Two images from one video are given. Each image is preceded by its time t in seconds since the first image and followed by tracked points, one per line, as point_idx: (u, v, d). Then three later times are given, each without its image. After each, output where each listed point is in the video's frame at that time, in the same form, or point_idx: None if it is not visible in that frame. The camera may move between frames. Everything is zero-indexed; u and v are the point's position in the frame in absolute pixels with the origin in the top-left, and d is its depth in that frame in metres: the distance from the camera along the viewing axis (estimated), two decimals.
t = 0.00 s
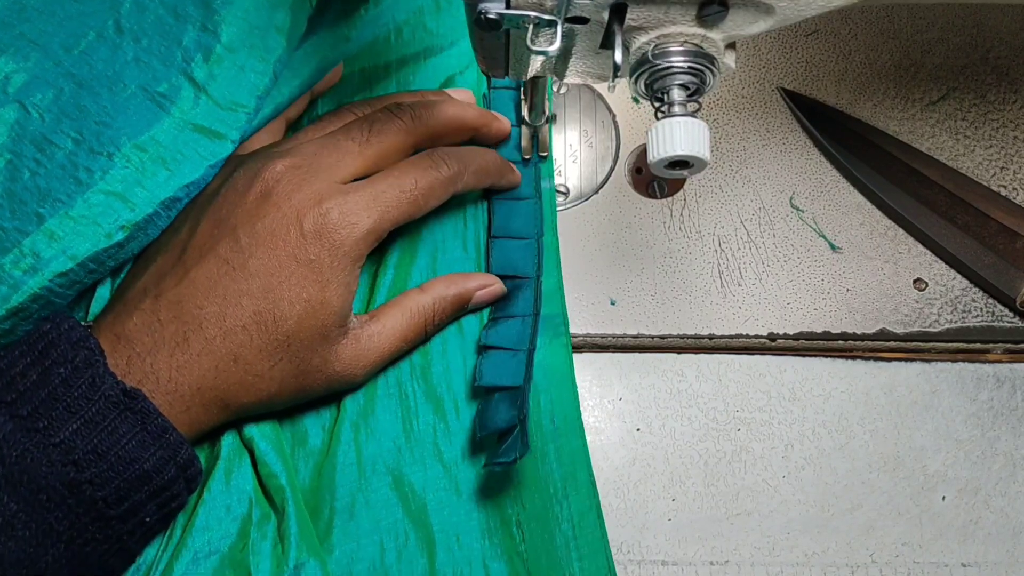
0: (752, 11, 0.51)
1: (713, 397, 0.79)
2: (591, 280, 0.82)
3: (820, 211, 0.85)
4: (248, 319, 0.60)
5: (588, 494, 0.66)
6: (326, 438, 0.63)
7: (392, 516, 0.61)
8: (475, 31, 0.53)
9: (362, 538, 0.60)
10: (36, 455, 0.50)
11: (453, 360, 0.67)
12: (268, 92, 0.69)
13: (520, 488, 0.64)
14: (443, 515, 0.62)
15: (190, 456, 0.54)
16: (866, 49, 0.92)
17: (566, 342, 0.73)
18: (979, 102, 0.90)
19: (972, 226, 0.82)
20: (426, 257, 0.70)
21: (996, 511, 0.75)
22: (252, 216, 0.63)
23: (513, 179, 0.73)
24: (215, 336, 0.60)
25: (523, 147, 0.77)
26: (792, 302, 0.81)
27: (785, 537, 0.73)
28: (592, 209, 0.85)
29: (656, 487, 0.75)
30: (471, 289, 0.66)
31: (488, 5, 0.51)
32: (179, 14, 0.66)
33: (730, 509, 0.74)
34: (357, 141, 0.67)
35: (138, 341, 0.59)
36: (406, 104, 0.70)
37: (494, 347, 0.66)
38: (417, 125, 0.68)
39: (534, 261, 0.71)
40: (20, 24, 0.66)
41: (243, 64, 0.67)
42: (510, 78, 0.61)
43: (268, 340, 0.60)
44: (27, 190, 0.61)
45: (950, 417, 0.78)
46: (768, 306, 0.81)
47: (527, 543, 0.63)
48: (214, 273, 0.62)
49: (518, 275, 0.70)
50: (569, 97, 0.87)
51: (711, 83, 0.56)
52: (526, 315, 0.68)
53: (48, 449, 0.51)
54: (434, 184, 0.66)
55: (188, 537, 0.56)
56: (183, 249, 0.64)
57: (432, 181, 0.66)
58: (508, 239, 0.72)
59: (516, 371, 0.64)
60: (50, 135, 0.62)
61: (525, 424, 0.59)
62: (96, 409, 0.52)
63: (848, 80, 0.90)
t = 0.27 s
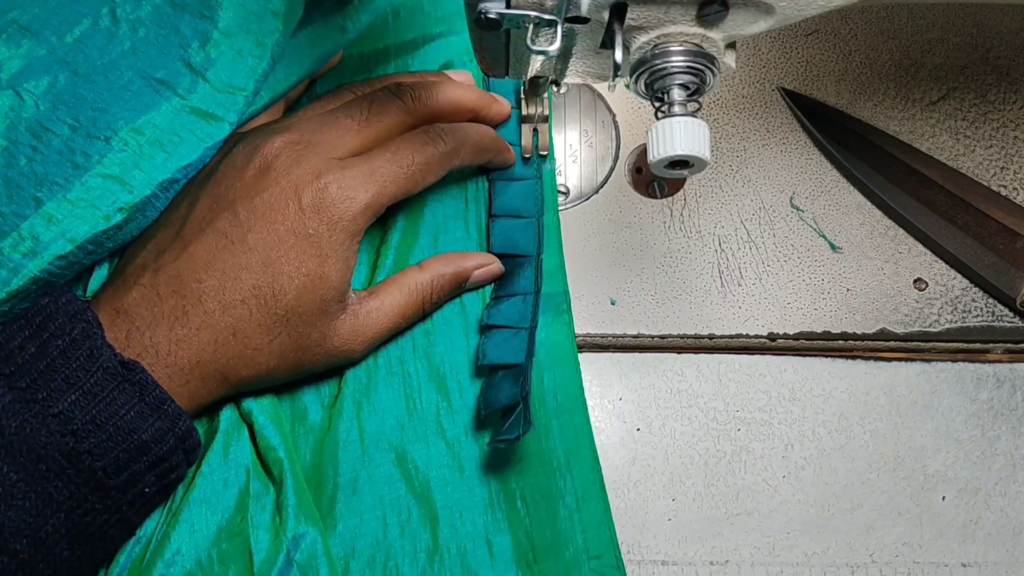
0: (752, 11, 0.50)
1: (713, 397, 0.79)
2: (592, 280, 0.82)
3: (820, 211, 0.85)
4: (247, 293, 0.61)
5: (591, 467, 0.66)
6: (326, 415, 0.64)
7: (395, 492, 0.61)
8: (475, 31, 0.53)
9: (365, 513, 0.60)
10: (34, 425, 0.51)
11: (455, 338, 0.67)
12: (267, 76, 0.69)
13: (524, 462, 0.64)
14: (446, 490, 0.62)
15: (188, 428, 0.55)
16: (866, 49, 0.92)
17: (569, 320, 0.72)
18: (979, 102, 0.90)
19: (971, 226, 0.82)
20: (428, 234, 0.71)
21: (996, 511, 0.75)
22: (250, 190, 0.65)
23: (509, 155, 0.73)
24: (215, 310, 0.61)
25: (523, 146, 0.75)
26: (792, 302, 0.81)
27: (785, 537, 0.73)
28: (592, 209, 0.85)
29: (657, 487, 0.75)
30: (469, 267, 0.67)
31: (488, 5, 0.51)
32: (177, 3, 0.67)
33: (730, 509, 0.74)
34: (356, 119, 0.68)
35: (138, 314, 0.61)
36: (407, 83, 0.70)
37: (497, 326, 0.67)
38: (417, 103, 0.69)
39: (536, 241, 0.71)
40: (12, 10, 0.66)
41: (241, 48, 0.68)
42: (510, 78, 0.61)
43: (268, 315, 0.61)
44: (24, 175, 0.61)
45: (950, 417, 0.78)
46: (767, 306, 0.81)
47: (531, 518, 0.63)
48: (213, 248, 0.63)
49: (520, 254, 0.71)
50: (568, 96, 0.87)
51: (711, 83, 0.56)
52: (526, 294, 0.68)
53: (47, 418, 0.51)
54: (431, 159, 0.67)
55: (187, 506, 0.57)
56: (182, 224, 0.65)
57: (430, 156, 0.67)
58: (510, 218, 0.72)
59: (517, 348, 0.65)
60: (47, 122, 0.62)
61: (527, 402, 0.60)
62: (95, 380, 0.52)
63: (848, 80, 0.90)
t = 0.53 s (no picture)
0: (753, 12, 0.50)
1: (713, 398, 0.79)
2: (592, 280, 0.82)
3: (820, 211, 0.85)
4: (248, 272, 0.62)
5: (592, 441, 0.65)
6: (326, 398, 0.65)
7: (396, 473, 0.63)
8: (475, 31, 0.53)
9: (365, 495, 0.62)
10: (35, 405, 0.52)
11: (458, 317, 0.68)
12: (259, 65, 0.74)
13: (526, 436, 0.65)
14: (446, 470, 0.63)
15: (187, 409, 0.57)
16: (866, 49, 0.92)
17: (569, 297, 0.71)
18: (979, 102, 0.90)
19: (971, 226, 0.82)
20: (430, 218, 0.73)
21: (996, 511, 0.75)
22: (250, 171, 0.66)
23: (511, 134, 0.73)
24: (215, 290, 0.62)
25: (523, 148, 0.74)
26: (792, 302, 0.81)
27: (785, 537, 0.73)
28: (592, 209, 0.85)
29: (657, 487, 0.75)
30: (468, 249, 0.67)
31: (488, 5, 0.51)
32: None
33: (730, 509, 0.74)
34: (355, 103, 0.70)
35: (139, 294, 0.62)
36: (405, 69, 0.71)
37: (504, 301, 0.66)
38: (416, 88, 0.70)
39: (536, 215, 0.71)
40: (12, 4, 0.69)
41: (237, 35, 0.73)
42: (511, 78, 0.61)
43: (267, 295, 0.62)
44: (23, 165, 0.64)
45: (950, 417, 0.78)
46: (767, 305, 0.81)
47: (532, 492, 0.63)
48: (212, 228, 0.64)
49: (520, 230, 0.71)
50: (569, 97, 0.87)
51: (711, 83, 0.56)
52: (530, 269, 0.68)
53: (47, 399, 0.53)
54: (429, 142, 0.68)
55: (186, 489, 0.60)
56: (182, 207, 0.65)
57: (428, 138, 0.68)
58: (509, 192, 0.72)
59: (523, 322, 0.65)
60: (46, 113, 0.65)
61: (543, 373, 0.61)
62: (94, 360, 0.54)
63: (848, 80, 0.90)
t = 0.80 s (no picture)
0: (753, 11, 0.50)
1: (714, 397, 0.79)
2: (592, 280, 0.82)
3: (820, 211, 0.85)
4: (245, 285, 0.62)
5: (587, 457, 0.66)
6: (325, 405, 0.65)
7: (396, 482, 0.63)
8: (475, 31, 0.53)
9: (363, 502, 0.62)
10: (37, 414, 0.53)
11: (455, 329, 0.69)
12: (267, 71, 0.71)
13: (520, 451, 0.65)
14: (444, 480, 0.63)
15: (188, 416, 0.57)
16: (866, 49, 0.92)
17: (565, 316, 0.71)
18: (979, 102, 0.90)
19: (971, 226, 0.82)
20: (427, 233, 0.72)
21: (996, 511, 0.75)
22: (249, 180, 0.66)
23: (509, 154, 0.74)
24: (213, 301, 0.62)
25: (523, 147, 0.75)
26: (792, 302, 0.81)
27: (785, 537, 0.73)
28: (592, 209, 0.85)
29: (657, 487, 0.75)
30: (465, 261, 0.68)
31: (488, 4, 0.51)
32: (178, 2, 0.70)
33: (730, 509, 0.74)
34: (355, 115, 0.69)
35: (137, 304, 0.62)
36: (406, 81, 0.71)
37: (497, 319, 0.67)
38: (416, 103, 0.70)
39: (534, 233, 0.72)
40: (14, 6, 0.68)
41: (242, 42, 0.69)
42: (511, 78, 0.61)
43: (265, 307, 0.62)
44: (22, 167, 0.62)
45: (950, 417, 0.78)
46: (767, 306, 0.81)
47: (526, 509, 0.64)
48: (210, 238, 0.64)
49: (518, 247, 0.71)
50: (569, 97, 0.87)
51: (711, 83, 0.56)
52: (524, 286, 0.68)
53: (49, 408, 0.53)
54: (430, 156, 0.68)
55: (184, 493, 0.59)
56: (182, 213, 0.66)
57: (429, 153, 0.68)
58: (508, 212, 0.73)
59: (514, 336, 0.65)
60: (46, 115, 0.64)
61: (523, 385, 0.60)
62: (96, 368, 0.55)
63: (848, 80, 0.90)
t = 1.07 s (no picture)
0: (753, 11, 0.50)
1: (714, 397, 0.79)
2: (591, 280, 0.82)
3: (820, 211, 0.85)
4: (241, 276, 0.63)
5: (587, 451, 0.68)
6: (324, 399, 0.65)
7: (395, 477, 0.63)
8: (475, 31, 0.53)
9: (363, 498, 0.62)
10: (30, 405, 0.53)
11: (453, 324, 0.68)
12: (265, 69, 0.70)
13: (521, 447, 0.66)
14: (444, 476, 0.63)
15: (182, 407, 0.57)
16: (866, 49, 0.92)
17: (564, 310, 0.72)
18: (979, 102, 0.90)
19: (971, 226, 0.82)
20: (426, 230, 0.72)
21: (996, 510, 0.75)
22: (245, 172, 0.66)
23: (508, 149, 0.74)
24: (209, 292, 0.62)
25: (523, 147, 0.75)
26: (792, 302, 0.81)
27: (785, 537, 0.73)
28: (592, 209, 0.85)
29: (657, 487, 0.75)
30: (462, 255, 0.68)
31: (488, 4, 0.51)
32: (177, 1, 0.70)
33: (730, 509, 0.74)
34: (352, 108, 0.69)
35: (131, 295, 0.62)
36: (405, 75, 0.71)
37: (498, 313, 0.68)
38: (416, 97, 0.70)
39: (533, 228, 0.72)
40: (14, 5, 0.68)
41: (241, 40, 0.69)
42: (511, 78, 0.61)
43: (260, 299, 0.62)
44: (21, 167, 0.62)
45: (951, 417, 0.78)
46: (767, 306, 0.81)
47: (527, 503, 0.64)
48: (206, 230, 0.64)
49: (517, 241, 0.72)
50: (569, 97, 0.87)
51: (711, 83, 0.56)
52: (524, 279, 0.69)
53: (42, 399, 0.54)
54: (428, 149, 0.68)
55: (179, 489, 0.60)
56: (178, 208, 0.66)
57: (426, 146, 0.68)
58: (507, 207, 0.73)
59: (516, 331, 0.66)
60: (46, 115, 0.64)
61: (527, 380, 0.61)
62: (88, 360, 0.55)
63: (848, 80, 0.90)
